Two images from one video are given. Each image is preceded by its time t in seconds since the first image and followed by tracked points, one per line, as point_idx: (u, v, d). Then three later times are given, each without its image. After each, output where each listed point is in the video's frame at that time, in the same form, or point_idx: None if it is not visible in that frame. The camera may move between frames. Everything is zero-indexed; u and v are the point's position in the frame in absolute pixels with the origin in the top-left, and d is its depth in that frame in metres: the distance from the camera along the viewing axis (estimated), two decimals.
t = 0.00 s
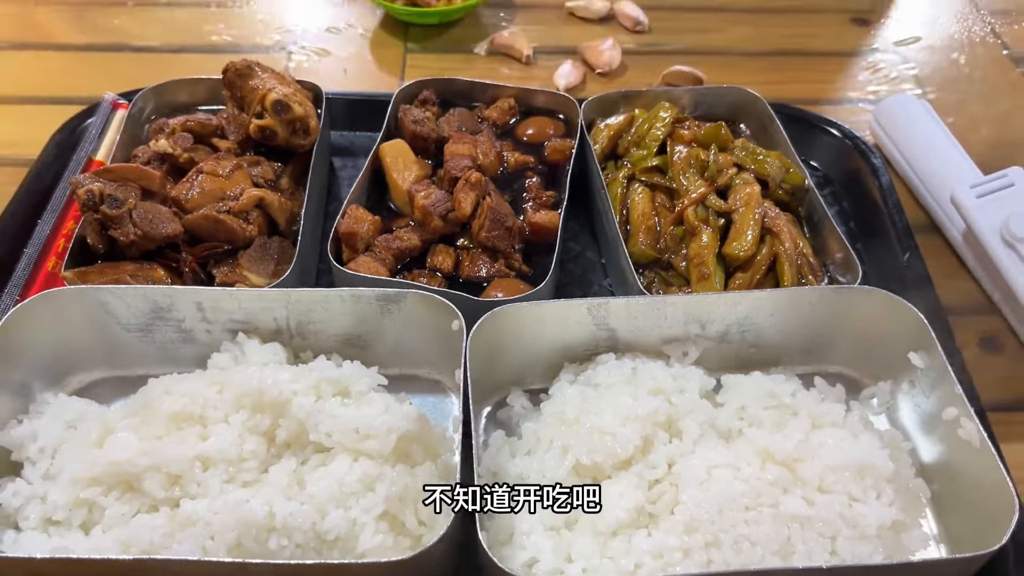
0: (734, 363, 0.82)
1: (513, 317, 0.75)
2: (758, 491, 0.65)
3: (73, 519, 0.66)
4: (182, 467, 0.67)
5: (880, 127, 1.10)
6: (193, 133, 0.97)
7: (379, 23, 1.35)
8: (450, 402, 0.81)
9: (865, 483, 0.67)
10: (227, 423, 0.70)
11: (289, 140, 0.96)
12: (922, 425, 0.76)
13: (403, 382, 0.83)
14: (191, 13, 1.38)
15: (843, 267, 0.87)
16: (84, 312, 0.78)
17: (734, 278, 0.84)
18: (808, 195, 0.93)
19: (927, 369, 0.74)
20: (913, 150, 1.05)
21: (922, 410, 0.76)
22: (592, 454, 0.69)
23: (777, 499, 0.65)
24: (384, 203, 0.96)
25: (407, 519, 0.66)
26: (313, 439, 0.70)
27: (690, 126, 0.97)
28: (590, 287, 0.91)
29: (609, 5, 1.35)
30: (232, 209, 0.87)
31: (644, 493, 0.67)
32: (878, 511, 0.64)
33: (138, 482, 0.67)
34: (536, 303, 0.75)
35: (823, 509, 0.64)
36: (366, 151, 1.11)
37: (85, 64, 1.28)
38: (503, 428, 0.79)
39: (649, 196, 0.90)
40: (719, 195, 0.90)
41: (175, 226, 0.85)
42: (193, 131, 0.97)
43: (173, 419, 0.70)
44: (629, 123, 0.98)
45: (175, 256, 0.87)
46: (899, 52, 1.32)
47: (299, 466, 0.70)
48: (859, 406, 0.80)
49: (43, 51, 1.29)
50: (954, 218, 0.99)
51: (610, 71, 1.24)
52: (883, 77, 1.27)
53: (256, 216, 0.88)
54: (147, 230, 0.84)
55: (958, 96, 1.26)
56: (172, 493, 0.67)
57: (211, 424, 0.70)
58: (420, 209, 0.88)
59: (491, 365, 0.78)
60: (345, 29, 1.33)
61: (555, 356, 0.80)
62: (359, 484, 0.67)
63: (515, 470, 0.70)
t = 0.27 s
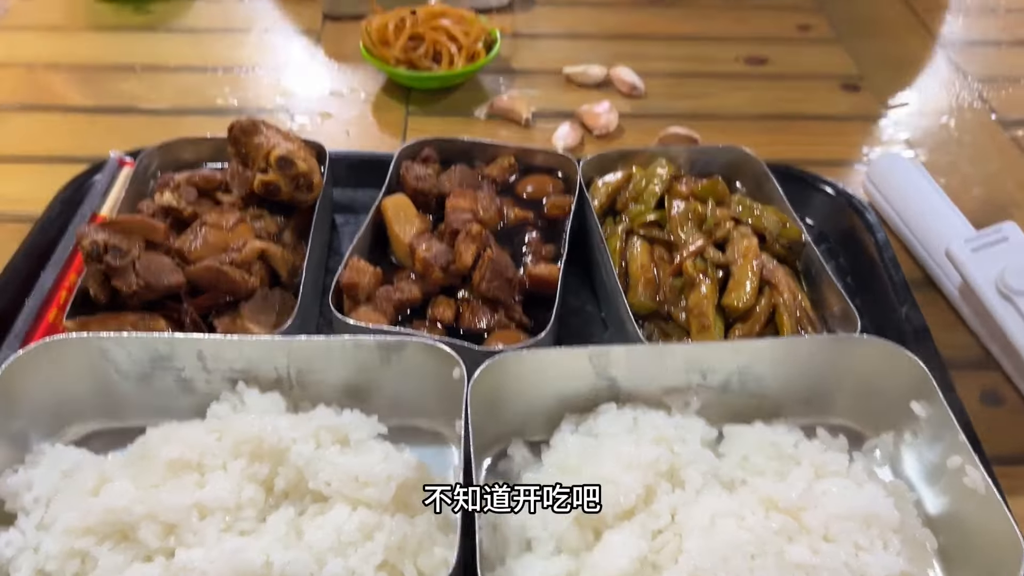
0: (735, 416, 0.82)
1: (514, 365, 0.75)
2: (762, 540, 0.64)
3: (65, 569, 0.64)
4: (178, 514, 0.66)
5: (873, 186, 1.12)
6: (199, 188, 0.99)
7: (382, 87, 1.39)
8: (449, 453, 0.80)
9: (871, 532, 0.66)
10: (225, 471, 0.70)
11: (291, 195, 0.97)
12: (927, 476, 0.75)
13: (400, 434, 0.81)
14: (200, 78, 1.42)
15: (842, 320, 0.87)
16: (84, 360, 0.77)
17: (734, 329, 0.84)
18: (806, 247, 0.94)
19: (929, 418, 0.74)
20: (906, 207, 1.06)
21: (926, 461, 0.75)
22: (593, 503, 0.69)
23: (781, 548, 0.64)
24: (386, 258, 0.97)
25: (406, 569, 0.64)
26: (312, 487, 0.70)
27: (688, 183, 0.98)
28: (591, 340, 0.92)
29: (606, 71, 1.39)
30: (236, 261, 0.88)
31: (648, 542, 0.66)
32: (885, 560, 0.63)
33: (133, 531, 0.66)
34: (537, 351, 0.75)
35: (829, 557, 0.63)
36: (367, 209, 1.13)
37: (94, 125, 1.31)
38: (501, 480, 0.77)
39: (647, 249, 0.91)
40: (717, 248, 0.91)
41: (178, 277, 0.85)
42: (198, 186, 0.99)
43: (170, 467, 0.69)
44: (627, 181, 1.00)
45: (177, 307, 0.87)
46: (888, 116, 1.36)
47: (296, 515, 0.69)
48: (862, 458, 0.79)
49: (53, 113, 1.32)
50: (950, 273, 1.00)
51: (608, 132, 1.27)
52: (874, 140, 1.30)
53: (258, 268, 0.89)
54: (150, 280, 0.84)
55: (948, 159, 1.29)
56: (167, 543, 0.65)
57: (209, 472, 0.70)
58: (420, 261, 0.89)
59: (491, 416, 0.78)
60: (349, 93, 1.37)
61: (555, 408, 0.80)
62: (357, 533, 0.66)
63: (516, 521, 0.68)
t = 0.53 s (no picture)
0: (731, 461, 0.83)
1: (513, 407, 0.76)
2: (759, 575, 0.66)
3: None
4: (182, 553, 0.67)
5: (861, 243, 1.15)
6: (207, 242, 1.02)
7: (384, 154, 1.44)
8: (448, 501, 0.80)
9: (867, 570, 0.67)
10: (230, 510, 0.71)
11: (297, 250, 1.00)
12: (921, 518, 0.76)
13: (401, 480, 0.82)
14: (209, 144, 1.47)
15: (833, 368, 0.89)
16: (93, 405, 0.79)
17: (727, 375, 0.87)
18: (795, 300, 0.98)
19: (921, 459, 0.76)
20: (893, 262, 1.09)
21: (919, 503, 0.77)
22: (592, 543, 0.69)
23: None
24: (388, 310, 0.99)
25: None
26: (314, 528, 0.71)
27: (681, 238, 1.02)
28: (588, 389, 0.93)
29: (600, 138, 1.44)
30: (242, 310, 0.90)
31: None
32: None
33: (137, 570, 0.67)
34: (536, 395, 0.77)
35: None
36: (369, 266, 1.16)
37: (104, 187, 1.34)
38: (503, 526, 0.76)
39: (642, 300, 0.93)
40: (710, 299, 0.95)
41: (185, 325, 0.88)
42: (207, 241, 1.02)
43: (175, 507, 0.71)
44: (622, 237, 1.03)
45: (183, 355, 0.89)
46: (874, 180, 1.40)
47: (298, 555, 0.70)
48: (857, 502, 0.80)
49: (65, 176, 1.36)
50: (938, 325, 1.01)
51: (603, 195, 1.32)
52: (861, 201, 1.35)
53: (264, 317, 0.91)
54: (159, 328, 0.86)
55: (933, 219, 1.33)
56: None
57: (212, 511, 0.71)
58: (422, 311, 0.92)
59: (492, 462, 0.78)
60: (353, 158, 1.42)
61: (554, 453, 0.81)
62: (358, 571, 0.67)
63: (516, 561, 0.69)
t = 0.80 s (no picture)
0: (718, 474, 0.86)
1: (508, 419, 0.79)
2: (745, 570, 0.69)
3: None
4: (190, 554, 0.70)
5: (841, 274, 1.20)
6: (217, 272, 1.06)
7: (384, 196, 1.49)
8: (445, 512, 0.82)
9: (849, 568, 0.70)
10: (236, 514, 0.74)
11: (301, 278, 1.04)
12: (901, 525, 0.79)
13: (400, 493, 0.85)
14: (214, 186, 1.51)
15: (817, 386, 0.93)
16: (104, 420, 0.82)
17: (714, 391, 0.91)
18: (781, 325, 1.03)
19: (898, 466, 0.79)
20: (872, 291, 1.13)
21: (899, 511, 0.80)
22: (585, 544, 0.73)
23: None
24: (388, 335, 1.03)
25: None
26: (318, 531, 0.73)
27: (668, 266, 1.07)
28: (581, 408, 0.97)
29: (590, 181, 1.50)
30: (249, 332, 0.94)
31: None
32: None
33: (145, 571, 0.69)
34: (530, 406, 0.80)
35: None
36: (370, 298, 1.20)
37: (113, 227, 1.38)
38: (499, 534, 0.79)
39: (632, 323, 0.98)
40: (696, 320, 0.99)
41: (195, 345, 0.92)
42: (216, 270, 1.06)
43: (184, 511, 0.73)
44: (612, 267, 1.08)
45: (192, 375, 0.93)
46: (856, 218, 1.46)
47: (302, 558, 0.73)
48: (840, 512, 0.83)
49: (75, 217, 1.40)
50: (916, 348, 1.05)
51: (593, 233, 1.37)
52: (842, 238, 1.40)
53: (270, 339, 0.95)
54: (170, 348, 0.90)
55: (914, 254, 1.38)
56: None
57: (219, 515, 0.74)
58: (421, 334, 0.96)
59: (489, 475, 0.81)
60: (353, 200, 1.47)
61: (548, 465, 0.84)
62: (360, 571, 0.69)
63: (511, 566, 0.72)
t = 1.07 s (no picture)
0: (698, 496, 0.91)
1: (498, 440, 0.84)
2: None
3: None
4: (197, 565, 0.74)
5: (816, 314, 1.25)
6: (222, 311, 1.12)
7: (381, 246, 1.55)
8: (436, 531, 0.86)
9: None
10: (241, 528, 0.78)
11: (302, 316, 1.09)
12: (872, 541, 0.83)
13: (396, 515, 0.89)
14: (218, 237, 1.55)
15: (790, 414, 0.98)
16: (115, 445, 0.86)
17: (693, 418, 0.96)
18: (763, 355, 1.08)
19: (867, 483, 0.84)
20: (844, 329, 1.18)
21: (869, 527, 0.84)
22: (571, 555, 0.78)
23: None
24: (384, 370, 1.08)
25: None
26: (318, 544, 0.78)
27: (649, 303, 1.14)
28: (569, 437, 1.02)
29: (578, 232, 1.57)
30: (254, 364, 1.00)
31: None
32: None
33: None
34: (520, 429, 0.85)
35: None
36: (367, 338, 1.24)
37: (120, 275, 1.41)
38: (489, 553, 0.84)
39: (616, 356, 1.03)
40: (677, 353, 1.05)
41: (202, 376, 0.97)
42: (221, 309, 1.12)
43: (191, 526, 0.78)
44: (597, 305, 1.14)
45: (198, 405, 0.98)
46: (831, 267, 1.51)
47: (303, 569, 0.77)
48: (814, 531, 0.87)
49: (84, 266, 1.43)
50: (886, 381, 1.10)
51: (581, 278, 1.43)
52: (819, 282, 1.46)
53: (272, 371, 1.00)
54: (178, 378, 0.95)
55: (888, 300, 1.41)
56: None
57: (225, 529, 0.78)
58: (416, 367, 1.01)
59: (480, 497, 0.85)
60: (350, 250, 1.53)
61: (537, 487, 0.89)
62: None
63: None
